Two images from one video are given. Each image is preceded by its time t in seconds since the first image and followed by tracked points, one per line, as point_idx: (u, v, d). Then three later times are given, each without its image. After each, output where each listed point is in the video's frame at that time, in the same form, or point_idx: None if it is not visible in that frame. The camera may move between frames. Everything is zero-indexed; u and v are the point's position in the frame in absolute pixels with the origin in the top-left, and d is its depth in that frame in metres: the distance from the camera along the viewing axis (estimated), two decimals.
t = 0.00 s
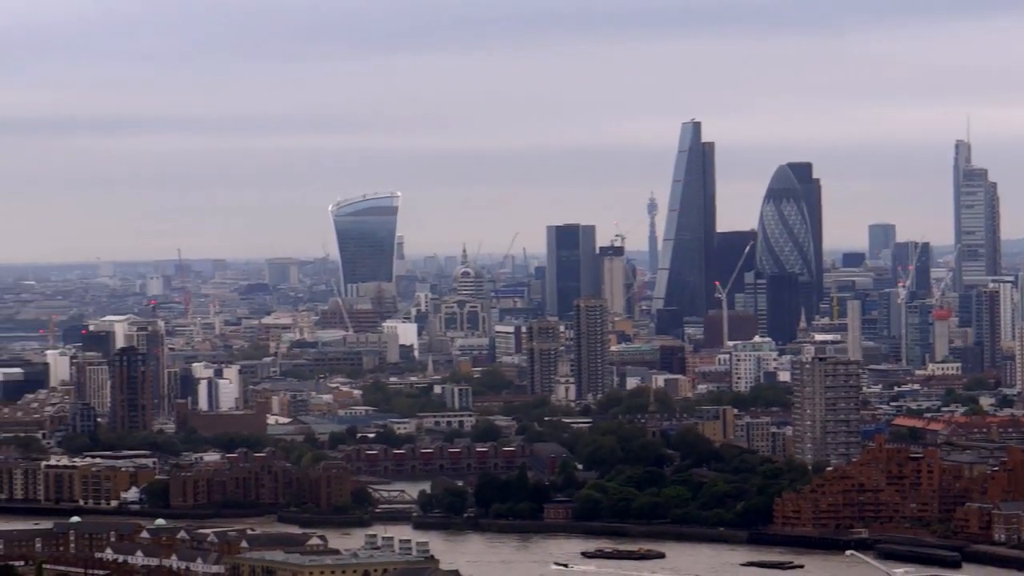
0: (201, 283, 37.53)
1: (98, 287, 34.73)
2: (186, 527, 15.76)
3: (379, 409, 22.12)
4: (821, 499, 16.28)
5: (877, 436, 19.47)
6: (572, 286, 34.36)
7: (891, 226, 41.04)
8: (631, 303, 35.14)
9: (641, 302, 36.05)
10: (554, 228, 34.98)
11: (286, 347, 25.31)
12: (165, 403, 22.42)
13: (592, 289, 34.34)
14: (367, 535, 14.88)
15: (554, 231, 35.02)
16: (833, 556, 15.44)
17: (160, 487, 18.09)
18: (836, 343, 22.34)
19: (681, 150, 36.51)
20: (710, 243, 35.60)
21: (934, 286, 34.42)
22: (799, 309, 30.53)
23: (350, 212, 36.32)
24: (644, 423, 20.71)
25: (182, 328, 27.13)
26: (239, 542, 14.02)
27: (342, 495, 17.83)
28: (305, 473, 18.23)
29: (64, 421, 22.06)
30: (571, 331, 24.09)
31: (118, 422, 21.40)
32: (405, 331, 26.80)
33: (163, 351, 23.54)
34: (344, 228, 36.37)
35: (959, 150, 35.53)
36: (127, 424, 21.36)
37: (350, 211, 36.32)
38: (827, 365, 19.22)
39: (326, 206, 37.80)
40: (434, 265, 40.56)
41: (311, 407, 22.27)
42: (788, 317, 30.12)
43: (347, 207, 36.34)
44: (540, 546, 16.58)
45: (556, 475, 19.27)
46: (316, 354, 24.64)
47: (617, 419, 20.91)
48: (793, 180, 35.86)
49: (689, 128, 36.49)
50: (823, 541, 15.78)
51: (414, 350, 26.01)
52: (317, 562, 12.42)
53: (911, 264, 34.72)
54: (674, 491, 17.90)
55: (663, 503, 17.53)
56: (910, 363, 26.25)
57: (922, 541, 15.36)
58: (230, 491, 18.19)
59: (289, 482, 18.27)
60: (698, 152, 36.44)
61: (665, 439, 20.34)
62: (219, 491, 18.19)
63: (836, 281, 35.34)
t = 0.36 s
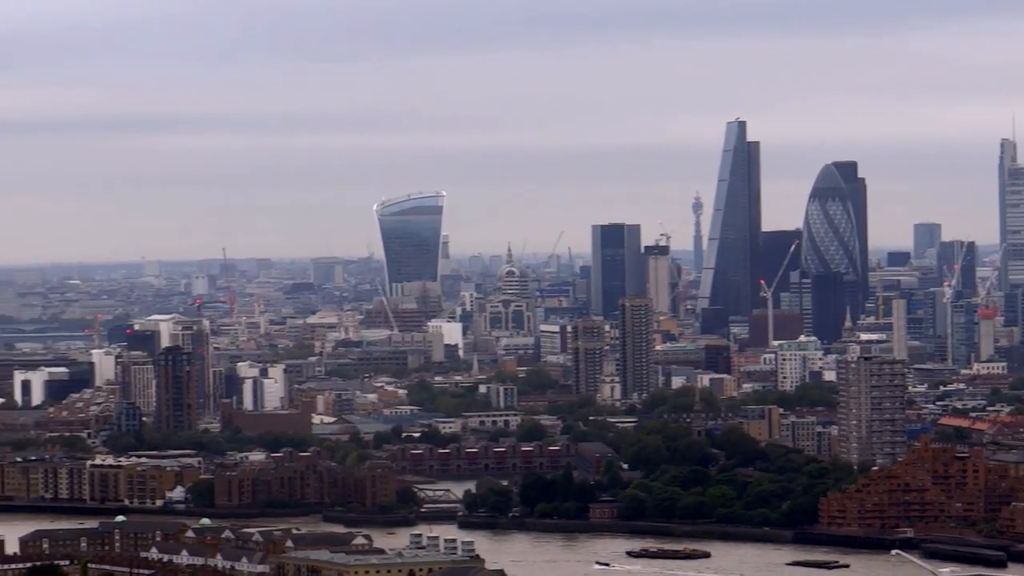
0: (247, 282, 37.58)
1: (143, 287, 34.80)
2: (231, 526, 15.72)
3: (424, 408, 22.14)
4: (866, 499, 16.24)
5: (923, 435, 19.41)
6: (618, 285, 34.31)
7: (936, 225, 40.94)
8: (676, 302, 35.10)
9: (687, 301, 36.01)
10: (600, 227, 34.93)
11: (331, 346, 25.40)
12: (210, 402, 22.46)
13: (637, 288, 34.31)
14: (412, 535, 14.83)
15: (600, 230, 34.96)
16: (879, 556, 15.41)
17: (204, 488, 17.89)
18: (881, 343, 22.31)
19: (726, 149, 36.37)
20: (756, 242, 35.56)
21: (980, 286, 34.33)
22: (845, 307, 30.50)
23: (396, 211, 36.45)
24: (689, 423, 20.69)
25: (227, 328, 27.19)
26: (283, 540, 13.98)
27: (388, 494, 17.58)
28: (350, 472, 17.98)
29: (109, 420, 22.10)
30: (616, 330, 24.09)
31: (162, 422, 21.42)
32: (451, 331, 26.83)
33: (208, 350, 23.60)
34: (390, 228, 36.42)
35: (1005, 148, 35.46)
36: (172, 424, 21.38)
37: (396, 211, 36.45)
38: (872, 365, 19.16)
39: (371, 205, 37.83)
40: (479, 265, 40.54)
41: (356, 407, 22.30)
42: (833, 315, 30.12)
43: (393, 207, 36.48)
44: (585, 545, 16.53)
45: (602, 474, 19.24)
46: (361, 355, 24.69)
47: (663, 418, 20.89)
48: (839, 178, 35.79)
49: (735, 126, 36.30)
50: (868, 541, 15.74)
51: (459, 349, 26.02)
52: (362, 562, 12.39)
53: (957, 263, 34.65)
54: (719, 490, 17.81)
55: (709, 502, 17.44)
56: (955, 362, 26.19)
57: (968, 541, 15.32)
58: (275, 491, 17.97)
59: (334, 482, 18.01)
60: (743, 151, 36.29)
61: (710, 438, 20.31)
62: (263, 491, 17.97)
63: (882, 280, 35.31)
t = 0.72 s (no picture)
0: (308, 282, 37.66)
1: (204, 287, 34.88)
2: (292, 524, 15.70)
3: (485, 408, 22.15)
4: (929, 499, 16.20)
5: (986, 434, 19.34)
6: (678, 284, 34.28)
7: (998, 225, 40.81)
8: (737, 302, 35.03)
9: (748, 301, 35.97)
10: (660, 227, 34.89)
11: (393, 346, 25.46)
12: (272, 402, 22.51)
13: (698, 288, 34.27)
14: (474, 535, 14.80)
15: (660, 229, 34.92)
16: (941, 556, 15.36)
17: (267, 487, 17.78)
18: (944, 343, 22.26)
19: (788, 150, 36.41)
20: (818, 243, 35.50)
21: None
22: (907, 307, 30.45)
23: (458, 211, 36.58)
24: (751, 422, 20.66)
25: (289, 328, 27.27)
26: (344, 540, 13.98)
27: (450, 494, 17.51)
28: (412, 472, 17.88)
29: (171, 420, 22.17)
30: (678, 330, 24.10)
31: (224, 421, 21.46)
32: (513, 331, 26.86)
33: (270, 350, 23.68)
34: (450, 227, 36.46)
35: None
36: (234, 423, 21.41)
37: (458, 211, 36.58)
38: (935, 364, 19.10)
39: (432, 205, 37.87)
40: (539, 264, 40.55)
41: (418, 406, 22.36)
42: (895, 315, 30.09)
43: (454, 207, 36.59)
44: (647, 544, 16.51)
45: (663, 474, 19.21)
46: (422, 354, 24.73)
47: (724, 418, 20.86)
48: (900, 178, 35.85)
49: (798, 127, 36.32)
50: (931, 540, 15.69)
51: (521, 349, 26.03)
52: (424, 561, 12.37)
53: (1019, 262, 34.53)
54: (781, 490, 17.76)
55: (771, 502, 17.38)
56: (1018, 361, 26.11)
57: None
58: (337, 490, 17.85)
59: (396, 482, 17.90)
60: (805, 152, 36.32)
61: (772, 438, 20.28)
62: (326, 490, 17.84)
63: (943, 279, 35.21)
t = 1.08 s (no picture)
0: (362, 281, 37.72)
1: (258, 286, 34.95)
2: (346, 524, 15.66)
3: (539, 407, 22.15)
4: (984, 499, 16.18)
5: None
6: (732, 284, 34.25)
7: None
8: (791, 301, 34.99)
9: (802, 300, 35.95)
10: (714, 226, 34.86)
11: (447, 345, 25.51)
12: (326, 401, 22.55)
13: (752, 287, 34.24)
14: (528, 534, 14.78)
15: (714, 228, 34.90)
16: (996, 555, 15.33)
17: (320, 486, 17.69)
18: (1000, 342, 22.21)
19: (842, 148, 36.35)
20: (872, 242, 35.46)
21: None
22: (961, 306, 30.41)
23: (511, 210, 36.44)
24: (804, 422, 20.63)
25: (343, 326, 27.33)
26: (399, 538, 13.96)
27: (503, 493, 17.49)
28: (465, 471, 17.83)
29: (225, 418, 22.22)
30: (732, 328, 24.09)
31: (277, 420, 21.46)
32: (567, 329, 26.88)
33: (324, 349, 23.73)
34: (504, 226, 36.48)
35: None
36: (287, 422, 21.42)
37: (511, 210, 36.43)
38: (990, 363, 19.06)
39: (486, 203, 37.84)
40: (593, 263, 40.55)
41: (472, 405, 22.39)
42: (949, 316, 30.05)
43: (508, 206, 36.45)
44: (700, 543, 16.48)
45: (717, 473, 19.19)
46: (475, 354, 24.75)
47: (778, 417, 20.83)
48: (955, 176, 35.70)
49: (851, 125, 36.25)
50: (986, 539, 15.67)
51: (575, 348, 26.05)
52: (477, 560, 12.33)
53: None
54: (835, 489, 17.71)
55: (825, 501, 17.33)
56: None
57: None
58: (391, 488, 17.79)
59: (449, 480, 17.85)
60: (859, 149, 36.24)
61: (826, 438, 20.24)
62: (379, 488, 17.70)
63: (997, 279, 35.14)
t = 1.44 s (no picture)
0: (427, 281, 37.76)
1: (324, 285, 35.02)
2: (412, 524, 15.69)
3: (605, 407, 22.16)
4: None
5: None
6: (798, 284, 34.25)
7: None
8: (857, 301, 34.94)
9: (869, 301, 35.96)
10: (780, 226, 34.85)
11: (512, 345, 25.57)
12: (391, 401, 22.59)
13: (818, 287, 34.24)
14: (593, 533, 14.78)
15: (780, 229, 34.89)
16: None
17: (385, 486, 17.69)
18: None
19: (909, 149, 36.36)
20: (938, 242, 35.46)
21: None
22: None
23: (577, 211, 36.44)
24: (870, 422, 20.60)
25: (409, 326, 27.40)
26: (465, 536, 13.98)
27: (569, 493, 17.51)
28: (530, 471, 17.86)
29: (291, 418, 22.28)
30: (798, 328, 24.08)
31: (342, 420, 21.49)
32: (633, 329, 26.91)
33: (389, 348, 23.79)
34: (569, 226, 36.51)
35: None
36: (353, 422, 21.47)
37: (577, 211, 36.44)
38: None
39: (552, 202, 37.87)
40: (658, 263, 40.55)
41: (537, 405, 22.42)
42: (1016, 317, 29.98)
43: (574, 207, 36.44)
44: (765, 543, 16.46)
45: (783, 473, 19.17)
46: (541, 354, 24.79)
47: (844, 417, 20.81)
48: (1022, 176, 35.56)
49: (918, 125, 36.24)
50: None
51: (641, 348, 26.08)
52: (544, 559, 12.31)
53: None
54: (901, 490, 17.69)
55: (892, 502, 17.29)
56: None
57: None
58: (456, 487, 17.80)
59: (515, 480, 17.87)
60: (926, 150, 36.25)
61: (892, 438, 20.21)
62: (444, 488, 17.71)
63: None
